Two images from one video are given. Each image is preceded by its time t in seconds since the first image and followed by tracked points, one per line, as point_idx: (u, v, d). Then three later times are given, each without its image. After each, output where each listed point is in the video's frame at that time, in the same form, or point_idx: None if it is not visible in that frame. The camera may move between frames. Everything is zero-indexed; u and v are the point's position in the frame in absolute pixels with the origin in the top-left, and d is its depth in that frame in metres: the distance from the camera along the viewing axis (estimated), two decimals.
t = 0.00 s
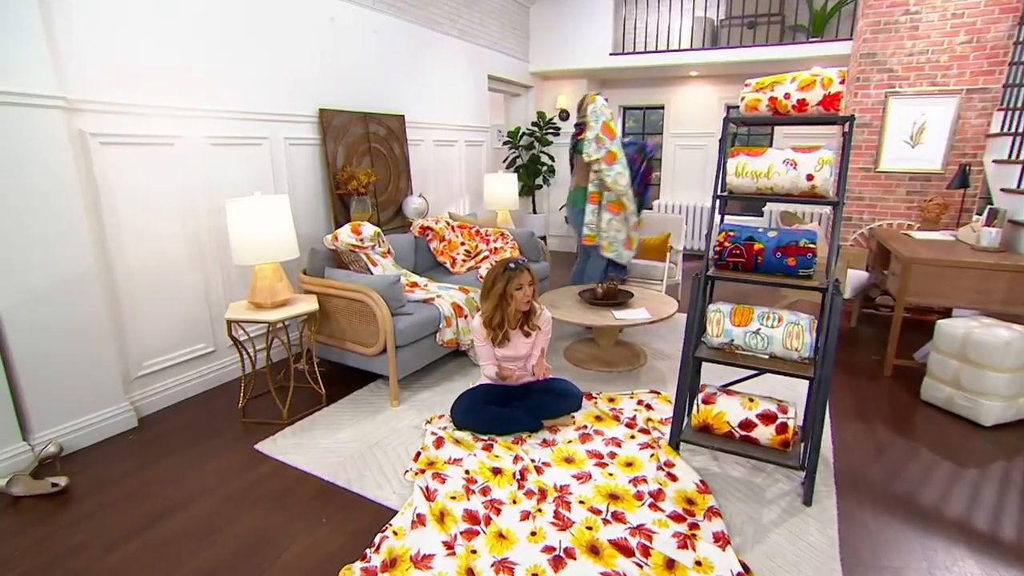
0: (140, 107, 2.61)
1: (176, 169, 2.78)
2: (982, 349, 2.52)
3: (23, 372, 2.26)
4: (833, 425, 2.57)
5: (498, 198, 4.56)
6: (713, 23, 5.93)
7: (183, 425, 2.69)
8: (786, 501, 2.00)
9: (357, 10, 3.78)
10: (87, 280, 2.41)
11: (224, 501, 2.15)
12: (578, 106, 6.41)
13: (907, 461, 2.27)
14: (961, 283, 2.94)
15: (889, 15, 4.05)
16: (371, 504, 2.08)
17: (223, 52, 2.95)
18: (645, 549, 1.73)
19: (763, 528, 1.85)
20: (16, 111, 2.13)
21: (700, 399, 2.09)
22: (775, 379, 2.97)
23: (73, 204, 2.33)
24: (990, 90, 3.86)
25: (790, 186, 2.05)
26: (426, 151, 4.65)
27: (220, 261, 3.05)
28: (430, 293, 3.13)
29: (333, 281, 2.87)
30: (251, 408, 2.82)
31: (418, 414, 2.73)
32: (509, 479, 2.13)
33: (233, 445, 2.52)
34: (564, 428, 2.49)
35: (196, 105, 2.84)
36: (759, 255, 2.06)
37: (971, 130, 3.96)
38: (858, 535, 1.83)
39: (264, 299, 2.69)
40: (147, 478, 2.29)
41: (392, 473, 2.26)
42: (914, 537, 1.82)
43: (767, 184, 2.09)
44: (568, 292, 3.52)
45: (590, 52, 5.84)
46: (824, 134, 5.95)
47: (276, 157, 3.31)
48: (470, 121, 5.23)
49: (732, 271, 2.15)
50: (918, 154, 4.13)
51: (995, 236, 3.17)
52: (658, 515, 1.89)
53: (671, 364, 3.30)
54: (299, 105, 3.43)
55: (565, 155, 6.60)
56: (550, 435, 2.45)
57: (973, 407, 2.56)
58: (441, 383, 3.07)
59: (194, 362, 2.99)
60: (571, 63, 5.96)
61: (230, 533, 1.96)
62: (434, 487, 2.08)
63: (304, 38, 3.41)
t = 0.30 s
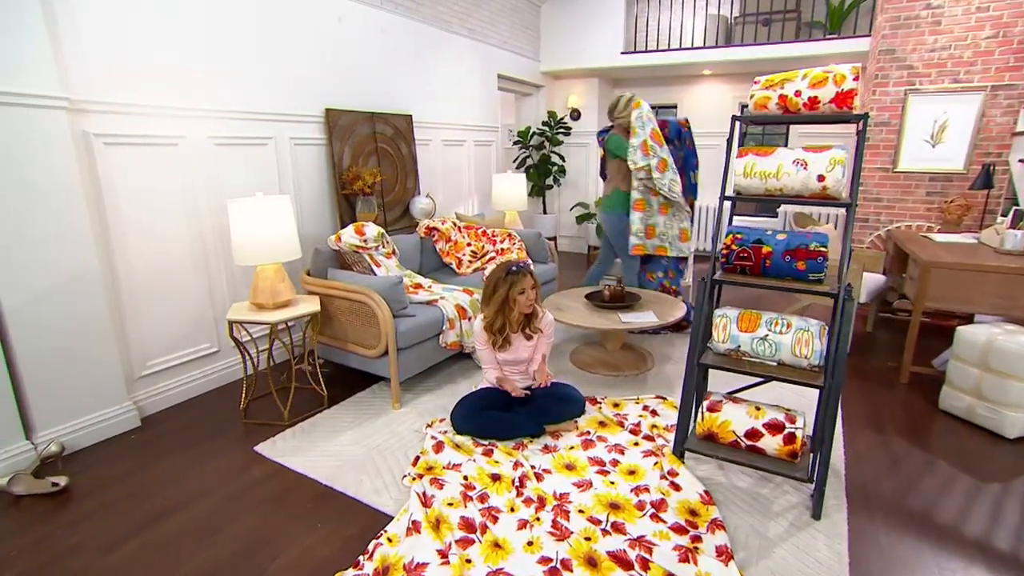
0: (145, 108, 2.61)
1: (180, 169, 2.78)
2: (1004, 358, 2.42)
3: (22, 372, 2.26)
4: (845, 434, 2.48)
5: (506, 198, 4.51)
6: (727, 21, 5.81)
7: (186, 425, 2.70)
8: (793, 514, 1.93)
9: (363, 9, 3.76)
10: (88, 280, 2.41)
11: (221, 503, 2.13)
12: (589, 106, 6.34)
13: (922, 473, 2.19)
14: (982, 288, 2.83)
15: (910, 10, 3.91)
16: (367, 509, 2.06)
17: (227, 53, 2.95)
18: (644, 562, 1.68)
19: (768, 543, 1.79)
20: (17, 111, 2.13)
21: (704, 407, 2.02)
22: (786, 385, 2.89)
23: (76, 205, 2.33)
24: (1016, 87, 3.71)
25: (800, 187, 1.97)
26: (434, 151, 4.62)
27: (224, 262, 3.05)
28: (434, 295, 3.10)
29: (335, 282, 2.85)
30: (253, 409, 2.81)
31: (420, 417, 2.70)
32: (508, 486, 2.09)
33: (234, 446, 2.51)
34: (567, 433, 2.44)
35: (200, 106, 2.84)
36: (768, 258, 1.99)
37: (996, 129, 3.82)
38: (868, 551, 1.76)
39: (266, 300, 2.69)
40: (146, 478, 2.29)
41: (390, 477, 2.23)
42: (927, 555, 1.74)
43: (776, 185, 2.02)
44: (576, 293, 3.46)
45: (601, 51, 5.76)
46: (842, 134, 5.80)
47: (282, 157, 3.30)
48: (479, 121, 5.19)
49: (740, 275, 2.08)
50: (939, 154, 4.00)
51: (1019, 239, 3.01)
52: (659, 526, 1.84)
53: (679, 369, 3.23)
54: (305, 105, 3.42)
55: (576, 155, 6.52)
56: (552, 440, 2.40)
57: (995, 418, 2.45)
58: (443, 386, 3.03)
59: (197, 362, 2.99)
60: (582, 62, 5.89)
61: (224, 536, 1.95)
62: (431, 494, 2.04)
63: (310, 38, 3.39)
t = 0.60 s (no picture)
0: (137, 107, 2.59)
1: (171, 169, 2.75)
2: (1014, 365, 2.33)
3: (20, 372, 2.26)
4: (848, 443, 2.40)
5: (507, 198, 4.47)
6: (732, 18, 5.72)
7: (177, 427, 2.67)
8: (790, 527, 1.86)
9: (362, 9, 3.73)
10: (88, 281, 2.43)
11: (207, 508, 2.10)
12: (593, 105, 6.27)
13: (927, 485, 2.11)
14: (992, 292, 2.73)
15: (919, 5, 3.81)
16: (353, 516, 2.01)
17: (220, 51, 2.91)
18: None
19: (762, 557, 1.73)
20: (5, 110, 2.11)
21: (699, 415, 1.96)
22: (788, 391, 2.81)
23: (65, 205, 2.31)
24: None
25: (799, 188, 1.91)
26: (434, 151, 4.58)
27: (218, 263, 3.02)
28: (429, 297, 3.06)
29: (328, 284, 2.82)
30: (245, 412, 2.78)
31: (412, 421, 2.66)
32: (497, 494, 2.04)
33: (223, 450, 2.48)
34: (560, 440, 2.39)
35: (193, 105, 2.81)
36: (765, 262, 1.93)
37: (1008, 128, 3.72)
38: (867, 568, 1.69)
39: (257, 302, 2.66)
40: (134, 481, 2.27)
41: (378, 483, 2.19)
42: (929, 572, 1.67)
43: (774, 186, 1.95)
44: (575, 295, 3.39)
45: (604, 51, 5.70)
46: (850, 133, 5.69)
47: (277, 157, 3.28)
48: (480, 121, 5.15)
49: (736, 278, 2.02)
50: (949, 153, 3.90)
51: None
52: (650, 538, 1.78)
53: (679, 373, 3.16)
54: (301, 105, 3.39)
55: (579, 155, 6.46)
56: (544, 447, 2.35)
57: (1005, 427, 2.36)
58: (438, 389, 2.99)
59: (191, 364, 2.96)
60: (585, 61, 5.83)
61: (207, 543, 1.91)
62: (418, 501, 2.00)
63: (306, 37, 3.37)
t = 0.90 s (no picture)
0: (114, 107, 2.54)
1: (149, 169, 2.69)
2: (1010, 371, 2.26)
3: (19, 373, 2.30)
4: (839, 450, 2.34)
5: (498, 199, 4.41)
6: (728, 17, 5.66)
7: (154, 433, 2.62)
8: (775, 539, 1.80)
9: (349, 8, 3.68)
10: (62, 283, 2.38)
11: (178, 516, 2.05)
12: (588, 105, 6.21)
13: (917, 494, 2.05)
14: (987, 295, 2.67)
15: (915, 3, 3.75)
16: (326, 527, 1.96)
17: (199, 50, 2.86)
18: None
19: (744, 571, 1.67)
20: None
21: (681, 423, 1.90)
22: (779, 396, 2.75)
23: (36, 206, 2.26)
24: None
25: (785, 189, 1.84)
26: (424, 151, 4.52)
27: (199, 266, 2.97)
28: (413, 300, 3.01)
29: (309, 287, 2.77)
30: (224, 417, 2.73)
31: (393, 427, 2.61)
32: (474, 504, 1.98)
33: (199, 456, 2.43)
34: (543, 447, 2.33)
35: (172, 105, 2.76)
36: (750, 265, 1.86)
37: (1005, 127, 3.65)
38: None
39: (236, 305, 2.61)
40: (106, 488, 2.22)
41: (354, 491, 2.14)
42: None
43: (759, 187, 1.89)
44: (563, 298, 3.33)
45: (599, 50, 5.64)
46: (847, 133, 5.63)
47: (260, 158, 3.22)
48: (472, 120, 5.09)
49: (722, 282, 1.96)
50: (946, 153, 3.83)
51: None
52: (629, 551, 1.72)
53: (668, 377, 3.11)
54: (286, 104, 3.34)
55: (574, 155, 6.40)
56: (526, 454, 2.29)
57: (999, 434, 2.30)
58: (422, 394, 2.94)
59: (171, 369, 2.91)
60: (580, 60, 5.77)
61: (175, 553, 1.86)
62: (393, 511, 1.94)
63: (290, 35, 3.31)
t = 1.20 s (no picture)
0: (83, 106, 2.48)
1: (121, 169, 2.63)
2: (996, 376, 2.22)
3: None
4: (823, 457, 2.29)
5: (484, 201, 4.36)
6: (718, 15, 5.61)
7: (124, 439, 2.55)
8: (753, 551, 1.75)
9: (330, 6, 3.62)
10: (27, 287, 2.31)
11: (143, 526, 1.99)
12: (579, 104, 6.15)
13: (902, 503, 2.00)
14: (976, 297, 2.62)
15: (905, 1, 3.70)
16: (293, 538, 1.90)
17: (174, 48, 2.80)
18: None
19: None
20: None
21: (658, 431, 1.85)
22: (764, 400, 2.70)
23: None
24: (1017, 82, 3.50)
25: (763, 190, 1.79)
26: (410, 151, 4.47)
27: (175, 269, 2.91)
28: (393, 303, 2.96)
29: (285, 290, 2.71)
30: (198, 423, 2.67)
31: (370, 433, 2.55)
32: (446, 514, 1.93)
33: (169, 463, 2.37)
34: (521, 454, 2.28)
35: (144, 103, 2.70)
36: (728, 268, 1.81)
37: (996, 126, 3.61)
38: None
39: (208, 309, 2.55)
40: (71, 497, 2.15)
41: (325, 501, 2.08)
42: None
43: (738, 188, 1.84)
44: (547, 301, 3.27)
45: (589, 49, 5.59)
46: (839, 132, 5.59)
47: (239, 158, 3.16)
48: (460, 120, 5.03)
49: (700, 286, 1.90)
50: (936, 153, 3.79)
51: (1018, 244, 2.80)
52: (601, 564, 1.67)
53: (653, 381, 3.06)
54: (265, 104, 3.28)
55: (564, 155, 6.35)
56: (504, 462, 2.23)
57: (987, 441, 2.25)
58: (402, 398, 2.88)
59: (144, 374, 2.85)
60: (569, 60, 5.71)
61: (136, 566, 1.80)
62: (362, 521, 1.89)
63: (269, 33, 3.25)
